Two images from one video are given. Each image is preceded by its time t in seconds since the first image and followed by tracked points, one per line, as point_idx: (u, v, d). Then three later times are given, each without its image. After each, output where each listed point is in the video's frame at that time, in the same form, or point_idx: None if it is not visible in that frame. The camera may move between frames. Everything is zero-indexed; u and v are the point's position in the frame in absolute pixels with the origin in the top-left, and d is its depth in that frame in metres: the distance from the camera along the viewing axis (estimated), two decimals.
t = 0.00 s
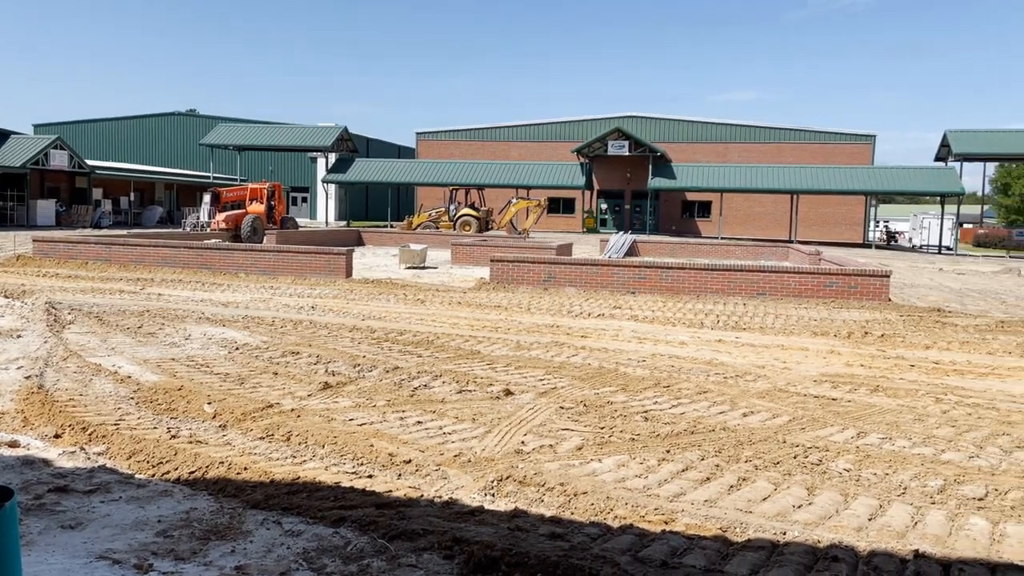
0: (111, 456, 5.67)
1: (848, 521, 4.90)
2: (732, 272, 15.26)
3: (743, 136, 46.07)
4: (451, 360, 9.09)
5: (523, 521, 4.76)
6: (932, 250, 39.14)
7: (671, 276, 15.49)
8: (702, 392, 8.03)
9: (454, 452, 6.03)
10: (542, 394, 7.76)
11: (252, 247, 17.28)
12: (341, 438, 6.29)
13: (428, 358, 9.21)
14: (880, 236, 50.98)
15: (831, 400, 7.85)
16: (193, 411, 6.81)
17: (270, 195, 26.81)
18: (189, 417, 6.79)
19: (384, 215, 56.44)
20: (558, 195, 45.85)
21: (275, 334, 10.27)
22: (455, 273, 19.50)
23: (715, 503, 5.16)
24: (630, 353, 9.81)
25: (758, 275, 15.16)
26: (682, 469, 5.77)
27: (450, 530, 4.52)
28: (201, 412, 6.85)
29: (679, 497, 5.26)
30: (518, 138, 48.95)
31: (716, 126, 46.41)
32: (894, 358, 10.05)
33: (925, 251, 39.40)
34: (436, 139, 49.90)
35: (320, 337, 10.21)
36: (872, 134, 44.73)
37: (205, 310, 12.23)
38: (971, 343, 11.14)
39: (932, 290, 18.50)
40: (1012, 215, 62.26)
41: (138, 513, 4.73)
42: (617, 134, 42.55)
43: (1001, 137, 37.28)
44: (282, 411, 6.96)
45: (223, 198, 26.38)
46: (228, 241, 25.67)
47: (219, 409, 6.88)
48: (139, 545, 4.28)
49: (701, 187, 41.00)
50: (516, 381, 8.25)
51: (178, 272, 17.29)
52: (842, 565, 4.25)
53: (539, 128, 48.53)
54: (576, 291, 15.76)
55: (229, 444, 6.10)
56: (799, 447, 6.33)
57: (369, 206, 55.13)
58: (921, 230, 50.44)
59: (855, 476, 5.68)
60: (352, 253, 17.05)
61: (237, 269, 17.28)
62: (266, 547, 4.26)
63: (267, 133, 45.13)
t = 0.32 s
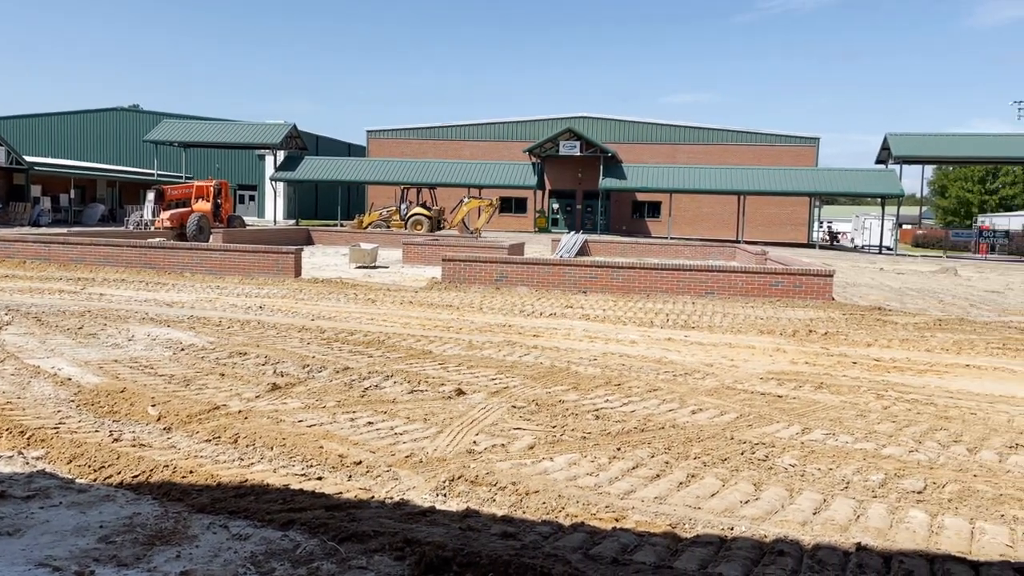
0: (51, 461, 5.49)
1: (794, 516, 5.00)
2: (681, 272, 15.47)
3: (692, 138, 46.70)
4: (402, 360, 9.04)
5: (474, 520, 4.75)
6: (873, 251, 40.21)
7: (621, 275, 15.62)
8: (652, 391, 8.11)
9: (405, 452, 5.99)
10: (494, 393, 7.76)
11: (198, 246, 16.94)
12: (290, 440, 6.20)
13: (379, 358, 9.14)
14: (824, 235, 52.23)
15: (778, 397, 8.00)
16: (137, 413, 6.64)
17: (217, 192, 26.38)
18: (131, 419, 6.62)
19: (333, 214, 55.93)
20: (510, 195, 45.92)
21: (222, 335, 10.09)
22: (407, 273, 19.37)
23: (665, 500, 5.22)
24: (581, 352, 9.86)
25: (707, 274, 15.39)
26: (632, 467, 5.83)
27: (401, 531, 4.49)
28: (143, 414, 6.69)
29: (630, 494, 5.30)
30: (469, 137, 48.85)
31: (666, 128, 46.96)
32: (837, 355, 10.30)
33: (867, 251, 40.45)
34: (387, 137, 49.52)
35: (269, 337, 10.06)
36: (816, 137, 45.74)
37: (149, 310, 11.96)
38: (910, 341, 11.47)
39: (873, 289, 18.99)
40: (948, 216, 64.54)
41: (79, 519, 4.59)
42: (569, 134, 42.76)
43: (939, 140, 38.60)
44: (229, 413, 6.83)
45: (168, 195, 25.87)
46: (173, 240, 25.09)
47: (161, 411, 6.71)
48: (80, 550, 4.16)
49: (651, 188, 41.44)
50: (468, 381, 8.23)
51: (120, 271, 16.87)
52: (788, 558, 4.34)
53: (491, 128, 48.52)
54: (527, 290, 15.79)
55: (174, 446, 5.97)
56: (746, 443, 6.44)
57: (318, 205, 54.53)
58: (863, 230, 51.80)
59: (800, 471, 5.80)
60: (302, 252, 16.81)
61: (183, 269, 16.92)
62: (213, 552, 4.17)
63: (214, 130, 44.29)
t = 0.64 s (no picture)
0: None
1: (742, 511, 5.08)
2: (632, 271, 15.62)
3: (643, 138, 47.18)
4: (354, 360, 8.96)
5: (426, 521, 4.73)
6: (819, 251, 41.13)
7: (573, 275, 15.74)
8: (604, 389, 8.18)
9: (357, 453, 5.94)
10: (447, 393, 7.74)
11: (143, 244, 16.54)
12: (238, 442, 6.10)
13: (330, 358, 9.04)
14: (771, 235, 53.30)
15: (726, 395, 8.13)
16: (79, 416, 6.46)
17: (162, 190, 25.99)
18: (72, 423, 6.44)
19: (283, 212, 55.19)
20: (463, 194, 45.85)
21: (168, 335, 9.89)
22: (358, 272, 19.22)
23: (617, 497, 5.27)
24: (534, 351, 9.90)
25: (657, 273, 15.57)
26: (585, 465, 5.86)
27: (352, 533, 4.45)
28: (85, 417, 6.51)
29: (582, 492, 5.34)
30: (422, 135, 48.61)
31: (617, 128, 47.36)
32: (784, 353, 10.52)
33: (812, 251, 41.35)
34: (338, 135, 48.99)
35: (216, 338, 9.89)
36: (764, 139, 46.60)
37: (92, 310, 11.65)
38: (853, 338, 11.78)
39: (818, 287, 19.42)
40: (891, 217, 66.65)
41: (16, 525, 4.44)
42: (521, 134, 42.85)
43: (883, 143, 39.67)
44: (175, 415, 6.69)
45: (111, 193, 25.24)
46: (117, 238, 24.48)
47: (105, 415, 6.54)
48: (18, 558, 4.02)
49: (603, 188, 41.74)
50: (421, 380, 8.19)
51: (61, 270, 16.39)
52: (736, 553, 4.41)
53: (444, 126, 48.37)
54: (480, 290, 15.79)
55: (118, 450, 5.82)
56: (696, 440, 6.53)
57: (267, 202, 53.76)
58: (809, 231, 52.97)
59: (748, 467, 5.91)
60: (250, 251, 16.53)
61: (127, 268, 16.51)
62: (158, 557, 4.08)
63: (159, 125, 43.31)
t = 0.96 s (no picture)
0: None
1: (698, 507, 5.14)
2: (590, 270, 15.71)
3: (601, 138, 47.49)
4: (310, 361, 8.87)
5: (384, 522, 4.70)
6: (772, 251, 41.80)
7: (532, 273, 15.79)
8: (562, 387, 8.21)
9: (313, 455, 5.87)
10: (405, 393, 7.70)
11: (92, 243, 16.17)
12: (191, 444, 5.99)
13: (286, 358, 8.93)
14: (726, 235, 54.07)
15: (682, 392, 8.22)
16: (25, 420, 6.27)
17: (112, 187, 25.49)
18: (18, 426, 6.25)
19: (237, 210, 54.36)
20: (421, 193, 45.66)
21: (118, 335, 9.69)
22: (315, 271, 19.01)
23: (575, 495, 5.29)
24: (492, 349, 9.92)
25: (615, 272, 15.68)
26: (543, 464, 5.87)
27: (308, 535, 4.40)
28: (32, 421, 6.33)
29: (540, 490, 5.35)
30: (379, 133, 48.26)
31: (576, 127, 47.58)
32: (738, 350, 10.69)
33: (766, 250, 42.01)
34: (294, 132, 48.41)
35: (169, 338, 9.71)
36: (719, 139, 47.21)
37: (38, 310, 11.34)
38: (806, 336, 12.01)
39: (772, 286, 19.74)
40: (842, 218, 68.07)
41: None
42: (480, 133, 42.83)
43: (833, 145, 40.50)
44: (126, 417, 6.55)
45: (59, 190, 24.65)
46: (65, 236, 23.87)
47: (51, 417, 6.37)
48: None
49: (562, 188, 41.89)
50: (379, 380, 8.15)
51: (6, 270, 15.93)
52: (692, 549, 4.46)
53: (402, 124, 48.11)
54: (439, 289, 15.72)
55: (66, 453, 5.67)
56: (654, 437, 6.60)
57: (221, 200, 52.90)
58: (763, 230, 53.83)
59: (704, 464, 5.98)
60: (203, 250, 16.22)
61: (76, 267, 16.15)
62: (108, 562, 3.98)
63: (109, 121, 42.32)
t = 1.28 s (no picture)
0: None
1: (652, 503, 5.20)
2: (546, 269, 15.76)
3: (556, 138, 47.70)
4: (262, 361, 8.76)
5: (338, 523, 4.65)
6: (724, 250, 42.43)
7: (488, 272, 15.78)
8: (518, 386, 8.22)
9: (266, 456, 5.78)
10: (359, 393, 7.63)
11: (35, 242, 15.73)
12: (139, 447, 5.85)
13: (237, 359, 8.79)
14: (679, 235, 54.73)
15: (636, 390, 8.30)
16: None
17: (57, 184, 24.84)
18: None
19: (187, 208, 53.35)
20: (375, 191, 45.32)
21: (62, 336, 9.43)
22: (267, 270, 18.72)
23: (530, 493, 5.30)
24: (448, 349, 9.90)
25: (571, 271, 15.75)
26: (499, 463, 5.88)
27: (259, 538, 4.33)
28: None
29: (496, 489, 5.35)
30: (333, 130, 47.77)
31: (530, 127, 47.71)
32: (691, 348, 10.84)
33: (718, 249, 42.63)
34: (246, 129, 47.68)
35: (116, 339, 9.49)
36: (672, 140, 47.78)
37: None
38: (756, 334, 12.21)
39: (724, 285, 20.03)
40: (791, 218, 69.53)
41: None
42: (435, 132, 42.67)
43: (783, 145, 41.25)
44: (71, 420, 6.37)
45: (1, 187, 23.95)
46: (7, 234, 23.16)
47: None
48: None
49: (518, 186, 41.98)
50: (333, 381, 8.07)
51: None
52: (646, 545, 4.50)
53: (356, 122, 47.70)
54: (394, 288, 15.62)
55: (8, 458, 5.50)
56: (608, 435, 6.65)
57: (170, 198, 51.85)
58: (714, 230, 54.65)
59: (658, 460, 6.04)
60: (152, 248, 15.87)
61: (18, 265, 15.70)
62: (53, 568, 3.88)
63: (53, 116, 41.18)
